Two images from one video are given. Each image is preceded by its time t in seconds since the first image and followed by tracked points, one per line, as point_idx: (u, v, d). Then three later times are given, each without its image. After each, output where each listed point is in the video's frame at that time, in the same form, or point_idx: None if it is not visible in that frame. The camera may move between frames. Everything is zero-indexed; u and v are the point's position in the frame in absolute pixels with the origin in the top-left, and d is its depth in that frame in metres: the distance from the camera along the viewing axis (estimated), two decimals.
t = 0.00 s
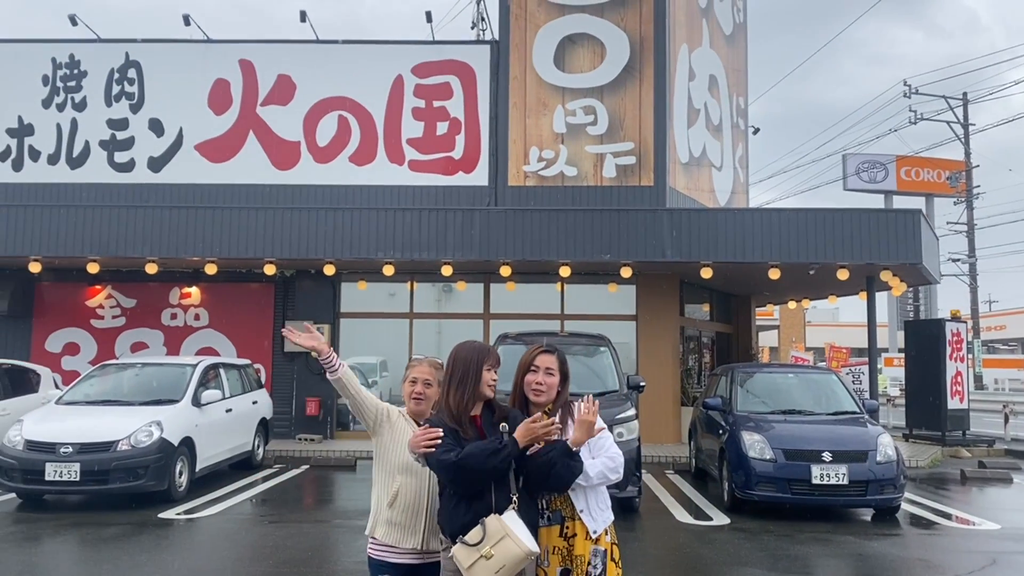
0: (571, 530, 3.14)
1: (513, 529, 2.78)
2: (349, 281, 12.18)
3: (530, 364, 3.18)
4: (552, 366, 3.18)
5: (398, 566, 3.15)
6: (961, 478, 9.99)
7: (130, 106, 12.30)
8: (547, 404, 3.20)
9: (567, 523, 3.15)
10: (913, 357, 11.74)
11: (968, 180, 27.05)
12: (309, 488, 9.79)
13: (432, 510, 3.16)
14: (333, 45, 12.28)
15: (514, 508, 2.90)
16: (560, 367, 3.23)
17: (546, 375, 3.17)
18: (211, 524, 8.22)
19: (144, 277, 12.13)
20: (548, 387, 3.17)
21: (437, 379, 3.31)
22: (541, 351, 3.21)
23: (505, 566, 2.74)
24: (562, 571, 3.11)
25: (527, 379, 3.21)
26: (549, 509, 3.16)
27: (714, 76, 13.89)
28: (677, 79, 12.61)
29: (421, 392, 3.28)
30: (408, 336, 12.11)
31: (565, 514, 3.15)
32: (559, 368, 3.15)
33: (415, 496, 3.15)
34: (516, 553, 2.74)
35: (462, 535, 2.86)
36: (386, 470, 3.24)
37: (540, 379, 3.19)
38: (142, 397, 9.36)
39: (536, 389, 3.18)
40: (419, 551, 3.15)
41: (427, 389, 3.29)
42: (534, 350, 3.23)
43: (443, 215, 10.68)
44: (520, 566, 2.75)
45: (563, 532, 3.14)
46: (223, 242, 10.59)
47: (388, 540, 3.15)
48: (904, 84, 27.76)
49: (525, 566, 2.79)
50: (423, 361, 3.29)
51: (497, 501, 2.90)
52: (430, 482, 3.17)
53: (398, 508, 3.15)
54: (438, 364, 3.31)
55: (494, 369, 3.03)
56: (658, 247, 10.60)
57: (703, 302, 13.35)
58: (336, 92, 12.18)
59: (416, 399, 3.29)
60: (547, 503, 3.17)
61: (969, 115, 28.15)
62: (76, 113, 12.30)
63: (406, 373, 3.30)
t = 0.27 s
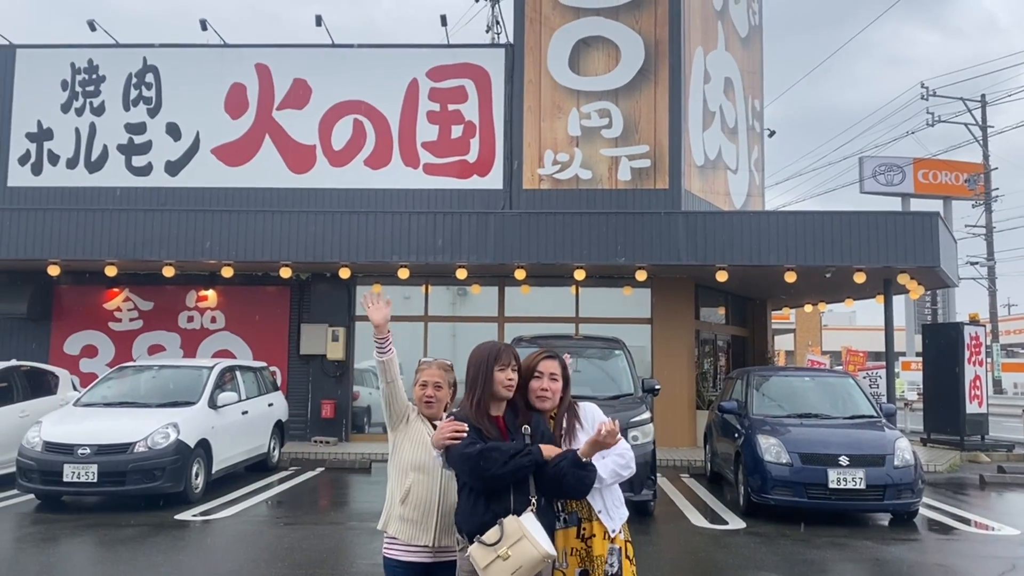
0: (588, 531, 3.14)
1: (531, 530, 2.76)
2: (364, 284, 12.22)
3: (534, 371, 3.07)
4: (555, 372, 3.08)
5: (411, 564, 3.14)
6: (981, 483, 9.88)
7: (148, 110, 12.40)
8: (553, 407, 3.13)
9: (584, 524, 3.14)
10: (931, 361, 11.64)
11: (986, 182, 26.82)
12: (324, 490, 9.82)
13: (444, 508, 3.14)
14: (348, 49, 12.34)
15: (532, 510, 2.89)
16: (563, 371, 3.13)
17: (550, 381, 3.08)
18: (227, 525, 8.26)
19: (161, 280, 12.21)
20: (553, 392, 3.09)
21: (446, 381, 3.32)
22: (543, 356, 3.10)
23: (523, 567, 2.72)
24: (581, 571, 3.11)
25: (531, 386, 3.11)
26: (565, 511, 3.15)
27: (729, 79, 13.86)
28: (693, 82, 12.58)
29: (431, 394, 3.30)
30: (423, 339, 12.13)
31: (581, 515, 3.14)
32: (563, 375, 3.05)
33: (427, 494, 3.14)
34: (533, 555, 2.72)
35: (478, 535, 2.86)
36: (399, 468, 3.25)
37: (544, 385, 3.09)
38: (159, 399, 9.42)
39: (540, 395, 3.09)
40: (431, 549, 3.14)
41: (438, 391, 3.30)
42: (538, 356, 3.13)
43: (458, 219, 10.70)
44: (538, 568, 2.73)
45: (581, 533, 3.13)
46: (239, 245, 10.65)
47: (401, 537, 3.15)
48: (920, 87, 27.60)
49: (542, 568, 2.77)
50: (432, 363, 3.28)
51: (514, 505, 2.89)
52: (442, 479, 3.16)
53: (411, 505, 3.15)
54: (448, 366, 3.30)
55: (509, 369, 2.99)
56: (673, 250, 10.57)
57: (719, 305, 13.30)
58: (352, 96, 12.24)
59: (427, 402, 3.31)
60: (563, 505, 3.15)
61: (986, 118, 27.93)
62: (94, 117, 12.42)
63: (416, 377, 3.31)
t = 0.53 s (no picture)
0: (605, 534, 3.12)
1: (534, 534, 2.74)
2: (375, 286, 12.20)
3: (542, 376, 3.02)
4: (563, 376, 3.03)
5: (421, 565, 3.15)
6: (995, 486, 9.81)
7: (160, 114, 12.47)
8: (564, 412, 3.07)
9: (601, 527, 3.13)
10: (943, 363, 11.57)
11: (999, 183, 26.66)
12: (335, 492, 9.83)
13: (454, 509, 3.14)
14: (359, 52, 12.39)
15: (539, 513, 2.86)
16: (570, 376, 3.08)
17: (558, 386, 3.03)
18: (238, 527, 8.28)
19: (173, 282, 12.27)
20: (563, 397, 3.03)
21: (456, 384, 3.30)
22: (548, 360, 3.06)
23: (522, 569, 2.70)
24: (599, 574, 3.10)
25: (540, 391, 3.04)
26: (582, 514, 3.14)
27: (740, 81, 13.83)
28: (703, 84, 12.56)
29: (441, 397, 3.28)
30: (433, 341, 12.15)
31: (598, 519, 3.13)
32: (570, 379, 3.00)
33: (437, 496, 3.14)
34: (533, 559, 2.70)
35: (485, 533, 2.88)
36: (409, 470, 3.24)
37: (553, 390, 3.03)
38: (170, 401, 9.46)
39: (549, 402, 3.03)
40: (442, 550, 3.14)
41: (448, 393, 3.28)
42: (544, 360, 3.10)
43: (468, 221, 10.71)
44: (537, 572, 2.71)
45: (598, 536, 3.12)
46: (251, 248, 10.70)
47: (411, 538, 3.15)
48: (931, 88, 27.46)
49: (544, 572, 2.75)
50: (441, 365, 3.29)
51: (522, 506, 2.88)
52: (452, 481, 3.15)
53: (421, 507, 3.15)
54: (457, 368, 3.31)
55: (523, 370, 2.98)
56: (683, 252, 10.55)
57: (730, 307, 13.26)
58: (362, 99, 12.28)
59: (437, 406, 3.29)
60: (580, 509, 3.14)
61: (999, 119, 27.76)
62: (107, 121, 12.50)
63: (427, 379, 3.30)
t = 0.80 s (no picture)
0: (615, 534, 3.12)
1: (539, 534, 2.74)
2: (381, 287, 12.22)
3: (557, 376, 3.03)
4: (577, 377, 3.05)
5: (427, 566, 3.15)
6: (1003, 487, 9.77)
7: (167, 116, 12.51)
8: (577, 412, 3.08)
9: (611, 528, 3.12)
10: (951, 363, 11.53)
11: (1007, 183, 26.55)
12: (341, 493, 9.85)
13: (460, 511, 3.14)
14: (365, 54, 12.41)
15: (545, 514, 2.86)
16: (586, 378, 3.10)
17: (573, 387, 3.04)
18: (245, 527, 8.30)
19: (180, 284, 12.31)
20: (575, 398, 3.04)
21: (465, 385, 3.29)
22: (565, 361, 3.07)
23: (527, 569, 2.70)
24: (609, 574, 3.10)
25: (554, 391, 3.05)
26: (592, 515, 3.13)
27: (746, 81, 13.81)
28: (710, 85, 12.54)
29: (449, 399, 3.27)
30: (440, 342, 12.16)
31: (609, 519, 3.13)
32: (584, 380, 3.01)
33: (443, 498, 3.14)
34: (537, 559, 2.69)
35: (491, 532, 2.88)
36: (415, 471, 3.24)
37: (568, 391, 3.04)
38: (178, 402, 9.48)
39: (562, 402, 3.04)
40: (448, 551, 3.14)
41: (456, 395, 3.27)
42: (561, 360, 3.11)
43: (474, 222, 10.71)
44: (541, 573, 2.70)
45: (609, 537, 3.11)
46: (257, 249, 10.72)
47: (417, 540, 3.15)
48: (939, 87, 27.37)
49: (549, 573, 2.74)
50: (450, 367, 3.26)
51: (529, 506, 2.88)
52: (458, 483, 3.15)
53: (427, 508, 3.15)
54: (464, 370, 3.28)
55: (540, 374, 2.97)
56: (690, 252, 10.54)
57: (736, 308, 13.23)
58: (368, 100, 12.30)
59: (446, 407, 3.27)
60: (589, 510, 3.13)
61: (1007, 118, 27.64)
62: (115, 123, 12.54)
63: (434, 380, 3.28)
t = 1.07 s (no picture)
0: (618, 534, 3.13)
1: (540, 535, 2.74)
2: (384, 287, 12.24)
3: (562, 377, 3.04)
4: (583, 378, 3.06)
5: (431, 566, 3.16)
6: (1007, 487, 9.76)
7: (170, 116, 12.53)
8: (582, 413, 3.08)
9: (614, 528, 3.13)
10: (954, 362, 11.52)
11: (1010, 182, 26.51)
12: (345, 493, 9.86)
13: (465, 511, 3.15)
14: (367, 54, 12.42)
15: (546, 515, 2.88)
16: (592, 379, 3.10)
17: (579, 388, 3.05)
18: (249, 527, 8.31)
19: (184, 284, 12.33)
20: (581, 399, 3.05)
21: (470, 386, 3.30)
22: (570, 362, 3.07)
23: (527, 569, 2.71)
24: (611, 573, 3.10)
25: (560, 392, 3.05)
26: (595, 514, 3.15)
27: (748, 80, 13.81)
28: (712, 84, 12.54)
29: (455, 399, 3.28)
30: (442, 342, 12.17)
31: (612, 519, 3.14)
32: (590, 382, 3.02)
33: (447, 498, 3.14)
34: (538, 560, 2.70)
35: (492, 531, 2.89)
36: (420, 471, 3.25)
37: (573, 392, 3.05)
38: (181, 402, 9.50)
39: (568, 403, 3.04)
40: (451, 551, 3.15)
41: (461, 396, 3.28)
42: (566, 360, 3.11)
43: (476, 222, 10.72)
44: (541, 574, 2.71)
45: (611, 537, 3.12)
46: (260, 249, 10.74)
47: (421, 540, 3.16)
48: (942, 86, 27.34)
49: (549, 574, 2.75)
50: (455, 367, 3.28)
51: (530, 507, 2.90)
52: (463, 483, 3.16)
53: (431, 508, 3.16)
54: (470, 371, 3.29)
55: (540, 372, 2.99)
56: (692, 252, 10.54)
57: (739, 307, 13.24)
58: (371, 100, 12.32)
59: (452, 407, 3.28)
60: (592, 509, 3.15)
61: (1010, 117, 27.60)
62: (118, 124, 12.57)
63: (439, 380, 3.29)
